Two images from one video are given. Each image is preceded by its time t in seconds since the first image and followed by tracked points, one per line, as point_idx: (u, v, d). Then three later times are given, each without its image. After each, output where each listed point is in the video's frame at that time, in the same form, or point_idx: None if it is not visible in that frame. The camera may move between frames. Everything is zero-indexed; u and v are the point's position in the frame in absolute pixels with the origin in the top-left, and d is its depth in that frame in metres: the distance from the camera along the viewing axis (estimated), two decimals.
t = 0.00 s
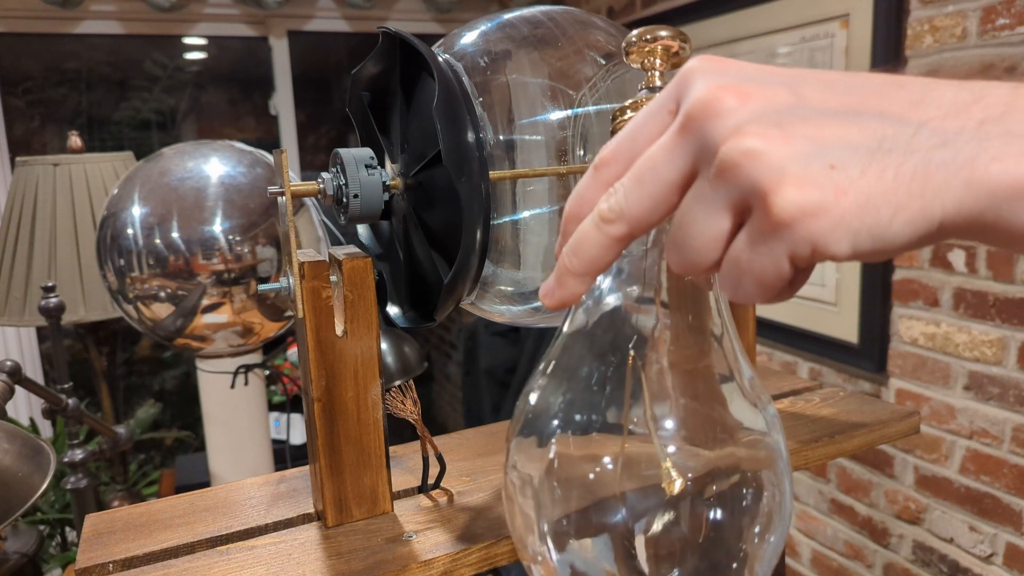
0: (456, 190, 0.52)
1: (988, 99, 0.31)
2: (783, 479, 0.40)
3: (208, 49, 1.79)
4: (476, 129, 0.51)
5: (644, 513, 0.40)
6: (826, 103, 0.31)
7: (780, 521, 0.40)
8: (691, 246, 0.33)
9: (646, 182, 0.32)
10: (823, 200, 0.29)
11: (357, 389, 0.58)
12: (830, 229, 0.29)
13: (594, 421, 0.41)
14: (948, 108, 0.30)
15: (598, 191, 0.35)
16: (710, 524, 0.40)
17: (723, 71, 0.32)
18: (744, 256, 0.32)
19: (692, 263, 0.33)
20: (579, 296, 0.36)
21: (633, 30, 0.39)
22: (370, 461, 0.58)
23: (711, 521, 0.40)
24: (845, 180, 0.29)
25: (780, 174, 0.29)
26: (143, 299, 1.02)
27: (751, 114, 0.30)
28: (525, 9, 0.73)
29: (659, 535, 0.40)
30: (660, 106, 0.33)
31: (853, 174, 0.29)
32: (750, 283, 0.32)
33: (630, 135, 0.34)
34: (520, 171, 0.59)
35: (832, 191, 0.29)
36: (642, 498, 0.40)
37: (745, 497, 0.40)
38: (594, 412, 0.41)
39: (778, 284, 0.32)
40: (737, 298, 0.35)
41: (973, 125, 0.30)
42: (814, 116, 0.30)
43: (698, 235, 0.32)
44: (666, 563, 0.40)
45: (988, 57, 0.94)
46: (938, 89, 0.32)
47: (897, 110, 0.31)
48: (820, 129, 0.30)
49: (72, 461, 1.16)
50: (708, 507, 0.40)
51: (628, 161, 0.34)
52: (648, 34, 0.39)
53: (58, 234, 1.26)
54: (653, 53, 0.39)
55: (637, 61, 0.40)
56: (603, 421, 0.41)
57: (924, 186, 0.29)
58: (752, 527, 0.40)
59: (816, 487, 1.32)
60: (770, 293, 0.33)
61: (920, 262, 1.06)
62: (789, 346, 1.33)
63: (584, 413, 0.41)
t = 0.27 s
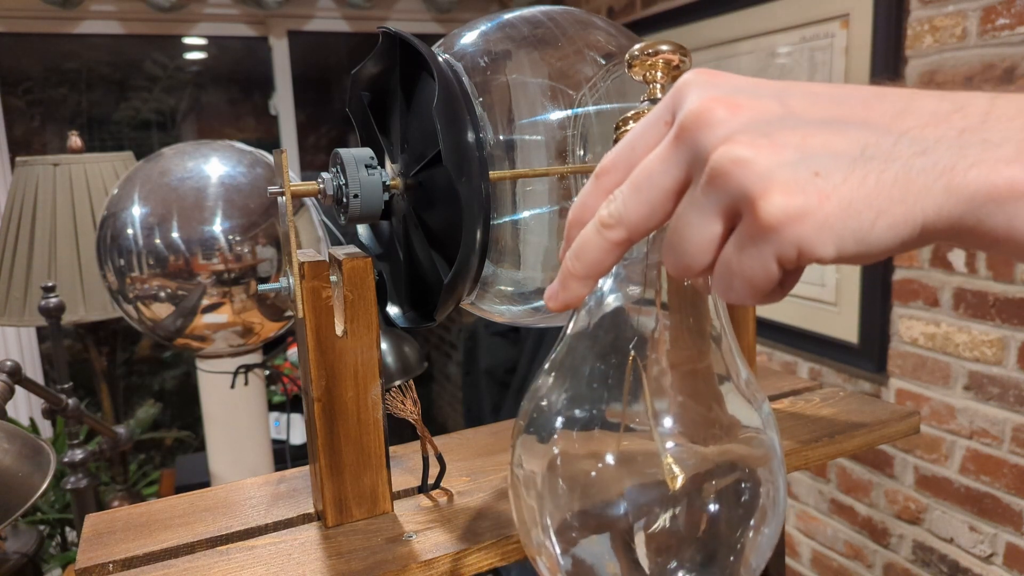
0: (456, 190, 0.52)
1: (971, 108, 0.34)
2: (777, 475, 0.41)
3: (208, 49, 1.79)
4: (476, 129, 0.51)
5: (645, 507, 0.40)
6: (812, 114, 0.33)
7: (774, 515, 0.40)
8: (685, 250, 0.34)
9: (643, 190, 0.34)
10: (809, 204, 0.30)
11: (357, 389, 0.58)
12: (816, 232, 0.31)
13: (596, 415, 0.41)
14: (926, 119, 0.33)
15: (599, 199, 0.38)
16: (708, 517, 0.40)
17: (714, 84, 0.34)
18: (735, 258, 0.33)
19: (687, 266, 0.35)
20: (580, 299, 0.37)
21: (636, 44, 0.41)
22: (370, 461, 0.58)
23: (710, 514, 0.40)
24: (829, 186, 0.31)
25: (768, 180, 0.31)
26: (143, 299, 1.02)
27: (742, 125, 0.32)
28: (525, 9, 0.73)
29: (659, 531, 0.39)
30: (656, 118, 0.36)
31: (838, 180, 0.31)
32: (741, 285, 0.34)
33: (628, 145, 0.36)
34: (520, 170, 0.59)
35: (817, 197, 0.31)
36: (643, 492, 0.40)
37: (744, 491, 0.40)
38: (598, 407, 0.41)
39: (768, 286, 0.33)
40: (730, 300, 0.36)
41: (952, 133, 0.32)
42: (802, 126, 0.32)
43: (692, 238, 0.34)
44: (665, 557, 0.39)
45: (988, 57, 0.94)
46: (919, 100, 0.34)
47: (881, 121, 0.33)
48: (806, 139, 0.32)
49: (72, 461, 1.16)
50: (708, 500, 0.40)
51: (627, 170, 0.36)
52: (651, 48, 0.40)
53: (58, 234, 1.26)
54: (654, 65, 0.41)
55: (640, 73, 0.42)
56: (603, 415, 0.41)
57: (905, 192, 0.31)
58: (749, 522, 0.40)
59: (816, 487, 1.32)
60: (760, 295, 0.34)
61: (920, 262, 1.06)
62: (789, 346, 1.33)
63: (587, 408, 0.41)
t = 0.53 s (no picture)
0: (456, 190, 0.52)
1: (959, 117, 0.34)
2: (773, 473, 0.41)
3: (208, 49, 1.79)
4: (476, 129, 0.51)
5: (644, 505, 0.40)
6: (806, 122, 0.33)
7: (770, 510, 0.41)
8: (683, 254, 0.35)
9: (644, 195, 0.34)
10: (800, 210, 0.31)
11: (357, 388, 0.58)
12: (806, 237, 0.31)
13: (598, 413, 0.41)
14: (916, 127, 0.33)
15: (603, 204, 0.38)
16: (705, 513, 0.40)
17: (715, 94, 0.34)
18: (730, 262, 0.34)
19: (685, 269, 0.35)
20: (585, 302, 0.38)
21: (640, 55, 0.41)
22: (370, 461, 0.58)
23: (709, 510, 0.40)
24: (820, 193, 0.31)
25: (761, 187, 0.31)
26: (143, 299, 1.02)
27: (738, 134, 0.32)
28: (525, 9, 0.73)
29: (660, 527, 0.40)
30: (658, 125, 0.36)
31: (829, 188, 0.31)
32: (736, 288, 0.34)
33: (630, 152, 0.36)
34: (520, 171, 0.59)
35: (808, 203, 0.31)
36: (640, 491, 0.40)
37: (742, 489, 0.40)
38: (598, 404, 0.41)
39: (762, 289, 0.34)
40: (727, 303, 0.36)
41: (939, 142, 0.32)
42: (795, 135, 0.33)
43: (689, 243, 0.34)
44: (665, 552, 0.39)
45: (988, 56, 0.94)
46: (909, 109, 0.34)
47: (872, 130, 0.33)
48: (799, 146, 0.32)
49: (72, 461, 1.16)
50: (707, 496, 0.40)
51: (630, 176, 0.37)
52: (654, 58, 0.40)
53: (58, 234, 1.26)
54: (657, 75, 0.41)
55: (643, 82, 0.42)
56: (606, 409, 0.41)
57: (894, 199, 0.32)
58: (747, 517, 0.40)
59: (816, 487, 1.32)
60: (755, 298, 0.35)
61: (920, 262, 1.06)
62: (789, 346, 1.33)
63: (589, 407, 0.41)
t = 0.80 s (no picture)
0: (456, 190, 0.52)
1: (945, 125, 0.34)
2: (771, 471, 0.41)
3: (208, 49, 1.79)
4: (476, 129, 0.51)
5: (645, 503, 0.40)
6: (798, 131, 0.34)
7: (769, 507, 0.41)
8: (680, 259, 0.35)
9: (643, 203, 0.35)
10: (790, 216, 0.32)
11: (357, 389, 0.58)
12: (797, 242, 0.32)
13: (601, 414, 0.41)
14: (906, 134, 0.33)
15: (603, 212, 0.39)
16: (705, 511, 0.40)
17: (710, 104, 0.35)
18: (725, 267, 0.35)
19: (681, 274, 0.36)
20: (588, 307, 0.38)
21: (640, 65, 0.42)
22: (371, 461, 0.58)
23: (709, 507, 0.40)
24: (810, 200, 0.32)
25: (753, 194, 0.32)
26: (143, 299, 1.02)
27: (731, 144, 0.33)
28: (525, 9, 0.73)
29: (662, 527, 0.40)
30: (656, 135, 0.37)
31: (819, 194, 0.32)
32: (731, 292, 0.35)
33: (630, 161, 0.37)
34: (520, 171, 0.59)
35: (798, 209, 0.32)
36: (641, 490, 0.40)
37: (742, 487, 0.40)
38: (601, 404, 0.41)
39: (756, 292, 0.35)
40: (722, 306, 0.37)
41: (927, 150, 0.32)
42: (787, 144, 0.33)
43: (686, 248, 0.35)
44: (666, 548, 0.40)
45: (988, 56, 0.94)
46: (898, 117, 0.34)
47: (862, 138, 0.33)
48: (790, 155, 0.33)
49: (72, 461, 1.16)
50: (707, 495, 0.40)
51: (630, 185, 0.37)
52: (653, 68, 0.40)
53: (58, 234, 1.26)
54: (656, 85, 0.41)
55: (643, 92, 0.42)
56: (608, 412, 0.41)
57: (882, 206, 0.32)
58: (746, 514, 0.40)
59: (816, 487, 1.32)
60: (749, 301, 0.35)
61: (920, 263, 1.06)
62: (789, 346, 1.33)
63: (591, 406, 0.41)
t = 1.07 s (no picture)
0: (456, 189, 0.52)
1: (932, 128, 0.34)
2: (765, 470, 0.41)
3: (208, 49, 1.79)
4: (476, 129, 0.51)
5: (642, 501, 0.40)
6: (789, 134, 0.34)
7: (762, 505, 0.41)
8: (672, 260, 0.35)
9: (636, 206, 0.35)
10: (778, 218, 0.32)
11: (357, 388, 0.58)
12: (786, 243, 0.32)
13: (597, 413, 0.41)
14: (894, 137, 0.33)
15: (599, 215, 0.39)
16: (702, 509, 0.40)
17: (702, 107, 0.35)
18: (717, 267, 0.35)
19: (675, 274, 0.36)
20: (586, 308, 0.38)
21: (638, 70, 0.42)
22: (370, 461, 0.58)
23: (704, 506, 0.40)
24: (799, 202, 0.32)
25: (743, 196, 0.32)
26: (143, 299, 1.02)
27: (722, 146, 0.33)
28: (525, 9, 0.73)
29: (658, 526, 0.40)
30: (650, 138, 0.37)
31: (808, 196, 0.32)
32: (723, 292, 0.35)
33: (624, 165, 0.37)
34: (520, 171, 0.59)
35: (787, 211, 0.32)
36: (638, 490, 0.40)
37: (737, 486, 0.40)
38: (598, 404, 0.41)
39: (747, 293, 0.35)
40: (715, 307, 0.37)
41: (914, 152, 0.32)
42: (777, 146, 0.33)
43: (678, 249, 0.35)
44: (663, 546, 0.40)
45: (988, 56, 0.94)
46: (886, 121, 0.34)
47: (852, 141, 0.33)
48: (781, 157, 0.33)
49: (72, 461, 1.16)
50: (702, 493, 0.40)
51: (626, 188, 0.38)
52: (651, 74, 0.41)
53: (58, 234, 1.26)
54: (654, 90, 0.41)
55: (641, 97, 0.42)
56: (605, 412, 0.41)
57: (870, 207, 0.32)
58: (741, 513, 0.40)
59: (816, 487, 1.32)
60: (741, 301, 0.35)
61: (920, 263, 1.06)
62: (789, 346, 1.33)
63: (587, 406, 0.41)
